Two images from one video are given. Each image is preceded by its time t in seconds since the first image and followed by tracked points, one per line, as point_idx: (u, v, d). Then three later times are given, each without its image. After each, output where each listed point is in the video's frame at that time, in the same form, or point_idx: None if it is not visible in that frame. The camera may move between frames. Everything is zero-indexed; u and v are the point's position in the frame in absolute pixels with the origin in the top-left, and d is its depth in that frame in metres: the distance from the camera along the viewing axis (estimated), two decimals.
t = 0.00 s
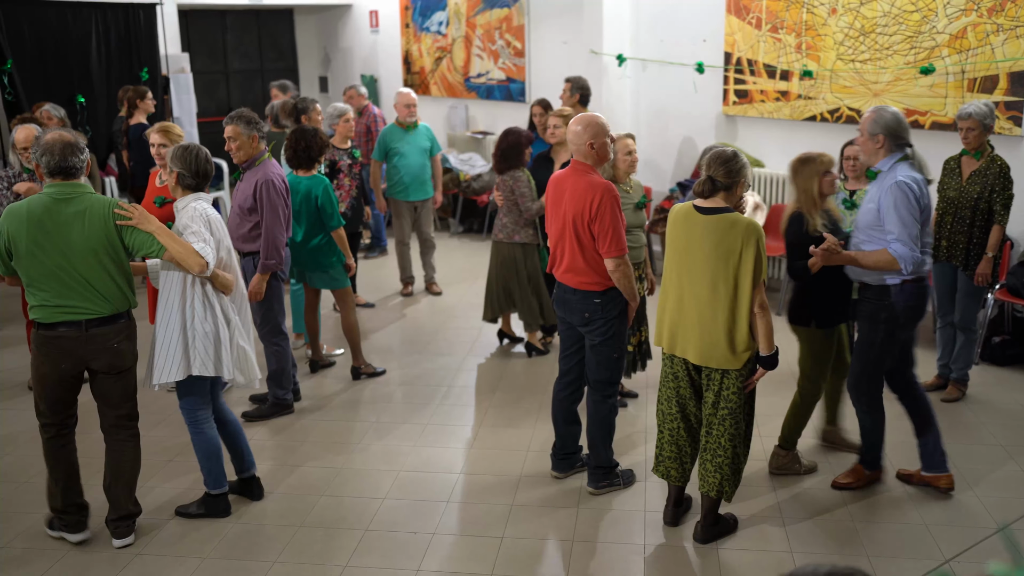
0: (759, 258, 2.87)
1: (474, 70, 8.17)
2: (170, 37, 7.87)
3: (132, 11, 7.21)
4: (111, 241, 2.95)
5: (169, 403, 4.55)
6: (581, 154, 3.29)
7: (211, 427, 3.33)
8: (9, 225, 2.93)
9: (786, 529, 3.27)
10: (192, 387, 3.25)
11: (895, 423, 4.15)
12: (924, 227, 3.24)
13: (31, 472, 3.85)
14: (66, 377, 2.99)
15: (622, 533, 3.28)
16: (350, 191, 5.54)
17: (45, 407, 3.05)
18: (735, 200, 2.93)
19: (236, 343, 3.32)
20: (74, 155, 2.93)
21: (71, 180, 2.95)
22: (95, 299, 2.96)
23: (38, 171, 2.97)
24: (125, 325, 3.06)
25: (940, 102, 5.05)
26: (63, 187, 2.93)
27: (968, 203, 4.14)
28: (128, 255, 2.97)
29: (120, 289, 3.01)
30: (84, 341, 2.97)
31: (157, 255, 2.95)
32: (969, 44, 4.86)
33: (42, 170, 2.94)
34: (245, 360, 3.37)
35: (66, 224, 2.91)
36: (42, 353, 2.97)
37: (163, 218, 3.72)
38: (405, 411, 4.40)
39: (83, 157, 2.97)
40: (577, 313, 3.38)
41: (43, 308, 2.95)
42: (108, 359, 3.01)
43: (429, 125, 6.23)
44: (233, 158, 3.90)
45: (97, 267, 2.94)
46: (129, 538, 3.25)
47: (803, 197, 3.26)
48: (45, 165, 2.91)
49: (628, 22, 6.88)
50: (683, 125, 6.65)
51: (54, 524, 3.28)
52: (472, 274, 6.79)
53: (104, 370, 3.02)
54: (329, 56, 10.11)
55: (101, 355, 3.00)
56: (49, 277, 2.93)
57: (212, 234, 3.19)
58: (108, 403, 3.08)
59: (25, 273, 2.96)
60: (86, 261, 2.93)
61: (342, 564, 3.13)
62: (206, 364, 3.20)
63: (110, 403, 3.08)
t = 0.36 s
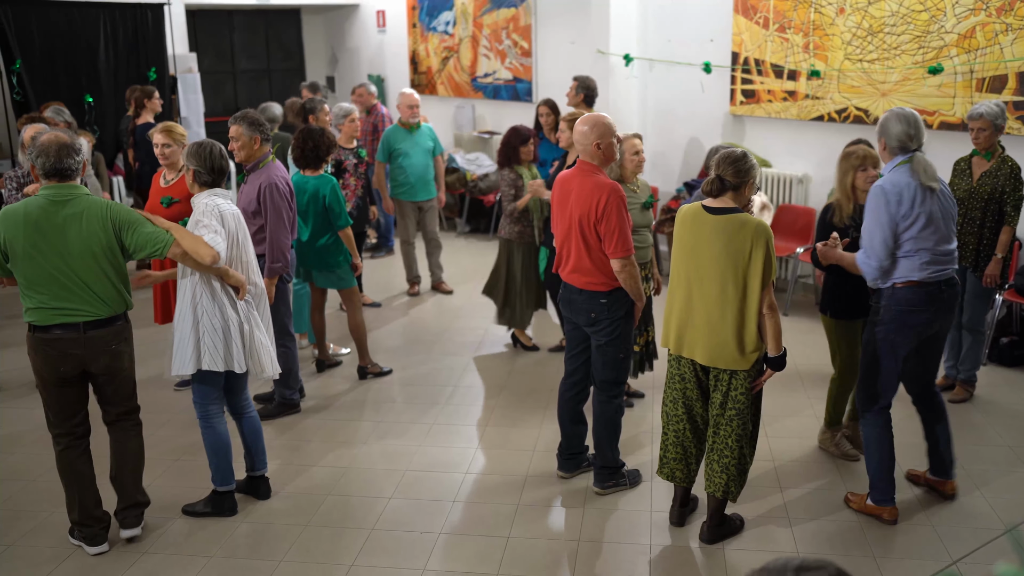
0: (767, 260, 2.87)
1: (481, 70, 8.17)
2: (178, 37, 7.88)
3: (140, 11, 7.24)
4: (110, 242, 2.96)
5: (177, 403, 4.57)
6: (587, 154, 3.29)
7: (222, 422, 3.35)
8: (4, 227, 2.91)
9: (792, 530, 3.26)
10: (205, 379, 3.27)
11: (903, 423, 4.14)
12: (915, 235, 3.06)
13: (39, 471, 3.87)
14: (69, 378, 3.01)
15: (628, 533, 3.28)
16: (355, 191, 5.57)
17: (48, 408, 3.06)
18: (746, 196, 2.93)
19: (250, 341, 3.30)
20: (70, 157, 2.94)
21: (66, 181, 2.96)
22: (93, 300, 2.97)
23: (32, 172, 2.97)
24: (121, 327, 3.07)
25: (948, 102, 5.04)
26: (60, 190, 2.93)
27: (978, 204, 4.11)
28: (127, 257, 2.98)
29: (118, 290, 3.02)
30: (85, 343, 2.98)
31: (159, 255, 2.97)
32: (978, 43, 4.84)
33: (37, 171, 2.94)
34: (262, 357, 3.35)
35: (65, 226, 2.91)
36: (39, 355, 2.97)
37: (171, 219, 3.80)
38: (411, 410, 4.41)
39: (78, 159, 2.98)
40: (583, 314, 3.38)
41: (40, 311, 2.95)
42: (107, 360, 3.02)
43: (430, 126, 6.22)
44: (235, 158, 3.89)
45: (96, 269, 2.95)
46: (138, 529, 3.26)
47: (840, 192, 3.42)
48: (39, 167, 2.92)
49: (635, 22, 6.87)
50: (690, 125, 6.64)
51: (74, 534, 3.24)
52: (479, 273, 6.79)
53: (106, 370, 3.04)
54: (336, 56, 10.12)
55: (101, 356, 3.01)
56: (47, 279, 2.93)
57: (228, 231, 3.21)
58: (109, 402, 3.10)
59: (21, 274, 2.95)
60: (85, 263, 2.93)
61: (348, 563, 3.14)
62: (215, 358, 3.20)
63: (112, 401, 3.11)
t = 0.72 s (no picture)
0: (772, 260, 2.87)
1: (486, 70, 8.17)
2: (183, 38, 7.89)
3: (146, 11, 7.26)
4: (122, 240, 2.97)
5: (182, 402, 4.58)
6: (594, 154, 3.29)
7: (224, 423, 3.35)
8: (14, 227, 2.90)
9: (797, 531, 3.26)
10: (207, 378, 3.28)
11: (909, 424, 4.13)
12: (912, 235, 3.04)
13: (44, 470, 3.88)
14: (79, 379, 3.01)
15: (633, 533, 3.28)
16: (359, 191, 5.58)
17: (61, 412, 3.05)
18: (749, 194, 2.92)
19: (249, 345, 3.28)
20: (81, 157, 2.94)
21: (77, 181, 2.96)
22: (106, 299, 2.98)
23: (43, 172, 2.97)
24: (131, 326, 3.07)
25: (954, 103, 5.03)
26: (72, 189, 2.94)
27: (985, 205, 4.09)
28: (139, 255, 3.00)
29: (129, 289, 3.03)
30: (97, 343, 2.98)
31: (169, 253, 2.98)
32: (984, 43, 4.83)
33: (48, 170, 2.94)
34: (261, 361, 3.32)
35: (78, 225, 2.92)
36: (49, 357, 2.97)
37: (179, 218, 3.84)
38: (416, 410, 4.41)
39: (89, 159, 2.99)
40: (587, 314, 3.38)
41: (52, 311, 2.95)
42: (118, 359, 3.02)
43: (436, 126, 6.22)
44: (241, 158, 3.91)
45: (109, 267, 2.97)
46: (146, 537, 3.25)
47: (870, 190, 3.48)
48: (50, 167, 2.92)
49: (640, 21, 6.86)
50: (695, 125, 6.63)
51: (79, 533, 3.25)
52: (483, 273, 6.79)
53: (115, 370, 3.04)
54: (341, 56, 10.13)
55: (112, 356, 3.01)
56: (60, 279, 2.93)
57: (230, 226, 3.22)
58: (118, 404, 3.10)
59: (32, 275, 2.94)
60: (99, 261, 2.95)
61: (353, 563, 3.14)
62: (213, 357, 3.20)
63: (121, 402, 3.11)
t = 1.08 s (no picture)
0: (778, 260, 2.87)
1: (494, 70, 8.17)
2: (192, 38, 7.92)
3: (155, 12, 7.29)
4: (137, 240, 2.99)
5: (190, 401, 4.59)
6: (605, 153, 3.29)
7: (240, 422, 3.35)
8: (30, 227, 2.90)
9: (805, 532, 3.25)
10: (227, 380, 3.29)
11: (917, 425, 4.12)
12: (902, 240, 3.05)
13: (53, 469, 3.89)
14: (91, 380, 3.01)
15: (641, 533, 3.28)
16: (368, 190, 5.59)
17: (63, 407, 3.04)
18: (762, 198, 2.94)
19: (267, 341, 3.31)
20: (93, 159, 2.94)
21: (90, 182, 2.97)
22: (122, 298, 2.99)
23: (56, 174, 2.98)
24: (145, 326, 3.07)
25: (963, 102, 5.01)
26: (87, 189, 2.95)
27: (992, 203, 4.08)
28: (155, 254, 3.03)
29: (144, 288, 3.05)
30: (108, 343, 2.98)
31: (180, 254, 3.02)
32: (994, 43, 4.82)
33: (61, 172, 2.95)
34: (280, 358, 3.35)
35: (94, 224, 2.94)
36: (64, 358, 2.98)
37: (189, 218, 3.78)
38: (423, 410, 4.42)
39: (102, 160, 2.99)
40: (595, 315, 3.37)
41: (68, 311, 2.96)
42: (133, 359, 3.03)
43: (450, 125, 6.22)
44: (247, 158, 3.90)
45: (125, 267, 2.99)
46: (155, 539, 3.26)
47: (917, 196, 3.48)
48: (64, 169, 2.93)
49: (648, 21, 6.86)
50: (703, 125, 6.63)
51: (67, 526, 3.27)
52: (490, 273, 6.79)
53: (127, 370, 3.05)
54: (349, 56, 10.15)
55: (127, 358, 3.02)
56: (77, 278, 2.94)
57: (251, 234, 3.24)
58: (130, 405, 3.11)
59: (48, 275, 2.95)
60: (114, 261, 2.97)
61: (361, 562, 3.15)
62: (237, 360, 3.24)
63: (134, 404, 3.11)
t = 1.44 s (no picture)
0: (787, 260, 2.86)
1: (503, 70, 8.17)
2: (203, 38, 7.95)
3: (166, 12, 7.33)
4: (126, 241, 3.00)
5: (199, 400, 4.61)
6: (618, 153, 3.29)
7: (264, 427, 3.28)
8: (20, 224, 2.92)
9: (813, 533, 3.24)
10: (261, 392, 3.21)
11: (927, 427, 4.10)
12: (849, 231, 3.13)
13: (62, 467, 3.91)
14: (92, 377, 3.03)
15: (649, 534, 3.28)
16: (377, 190, 5.60)
17: (63, 407, 3.04)
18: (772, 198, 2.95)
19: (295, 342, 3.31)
20: (74, 158, 2.94)
21: (77, 180, 2.98)
22: (111, 297, 3.01)
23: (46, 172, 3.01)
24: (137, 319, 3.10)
25: (975, 102, 4.99)
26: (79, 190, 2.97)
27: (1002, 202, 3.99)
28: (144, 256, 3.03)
29: (132, 288, 3.07)
30: (108, 336, 3.01)
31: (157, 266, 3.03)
32: (1006, 43, 4.79)
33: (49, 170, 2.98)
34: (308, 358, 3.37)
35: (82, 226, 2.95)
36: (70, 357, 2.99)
37: (200, 216, 3.83)
38: (431, 409, 4.42)
39: (86, 159, 2.98)
40: (606, 314, 3.37)
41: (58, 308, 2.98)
42: (131, 351, 3.07)
43: (464, 124, 6.23)
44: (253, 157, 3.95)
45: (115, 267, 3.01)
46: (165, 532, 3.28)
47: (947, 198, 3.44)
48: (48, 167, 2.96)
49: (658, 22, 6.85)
50: (712, 125, 6.62)
51: (73, 529, 3.27)
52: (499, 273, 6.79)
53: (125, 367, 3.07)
54: (359, 56, 10.16)
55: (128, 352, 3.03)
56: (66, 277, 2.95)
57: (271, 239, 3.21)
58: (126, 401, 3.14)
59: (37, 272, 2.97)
60: (103, 260, 2.98)
61: (369, 562, 3.15)
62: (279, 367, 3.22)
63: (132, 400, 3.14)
